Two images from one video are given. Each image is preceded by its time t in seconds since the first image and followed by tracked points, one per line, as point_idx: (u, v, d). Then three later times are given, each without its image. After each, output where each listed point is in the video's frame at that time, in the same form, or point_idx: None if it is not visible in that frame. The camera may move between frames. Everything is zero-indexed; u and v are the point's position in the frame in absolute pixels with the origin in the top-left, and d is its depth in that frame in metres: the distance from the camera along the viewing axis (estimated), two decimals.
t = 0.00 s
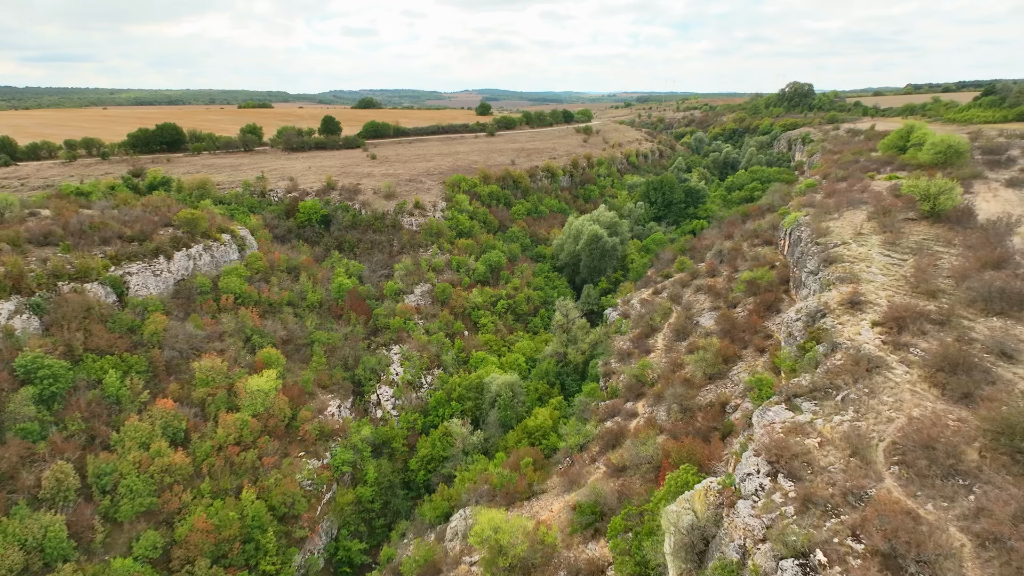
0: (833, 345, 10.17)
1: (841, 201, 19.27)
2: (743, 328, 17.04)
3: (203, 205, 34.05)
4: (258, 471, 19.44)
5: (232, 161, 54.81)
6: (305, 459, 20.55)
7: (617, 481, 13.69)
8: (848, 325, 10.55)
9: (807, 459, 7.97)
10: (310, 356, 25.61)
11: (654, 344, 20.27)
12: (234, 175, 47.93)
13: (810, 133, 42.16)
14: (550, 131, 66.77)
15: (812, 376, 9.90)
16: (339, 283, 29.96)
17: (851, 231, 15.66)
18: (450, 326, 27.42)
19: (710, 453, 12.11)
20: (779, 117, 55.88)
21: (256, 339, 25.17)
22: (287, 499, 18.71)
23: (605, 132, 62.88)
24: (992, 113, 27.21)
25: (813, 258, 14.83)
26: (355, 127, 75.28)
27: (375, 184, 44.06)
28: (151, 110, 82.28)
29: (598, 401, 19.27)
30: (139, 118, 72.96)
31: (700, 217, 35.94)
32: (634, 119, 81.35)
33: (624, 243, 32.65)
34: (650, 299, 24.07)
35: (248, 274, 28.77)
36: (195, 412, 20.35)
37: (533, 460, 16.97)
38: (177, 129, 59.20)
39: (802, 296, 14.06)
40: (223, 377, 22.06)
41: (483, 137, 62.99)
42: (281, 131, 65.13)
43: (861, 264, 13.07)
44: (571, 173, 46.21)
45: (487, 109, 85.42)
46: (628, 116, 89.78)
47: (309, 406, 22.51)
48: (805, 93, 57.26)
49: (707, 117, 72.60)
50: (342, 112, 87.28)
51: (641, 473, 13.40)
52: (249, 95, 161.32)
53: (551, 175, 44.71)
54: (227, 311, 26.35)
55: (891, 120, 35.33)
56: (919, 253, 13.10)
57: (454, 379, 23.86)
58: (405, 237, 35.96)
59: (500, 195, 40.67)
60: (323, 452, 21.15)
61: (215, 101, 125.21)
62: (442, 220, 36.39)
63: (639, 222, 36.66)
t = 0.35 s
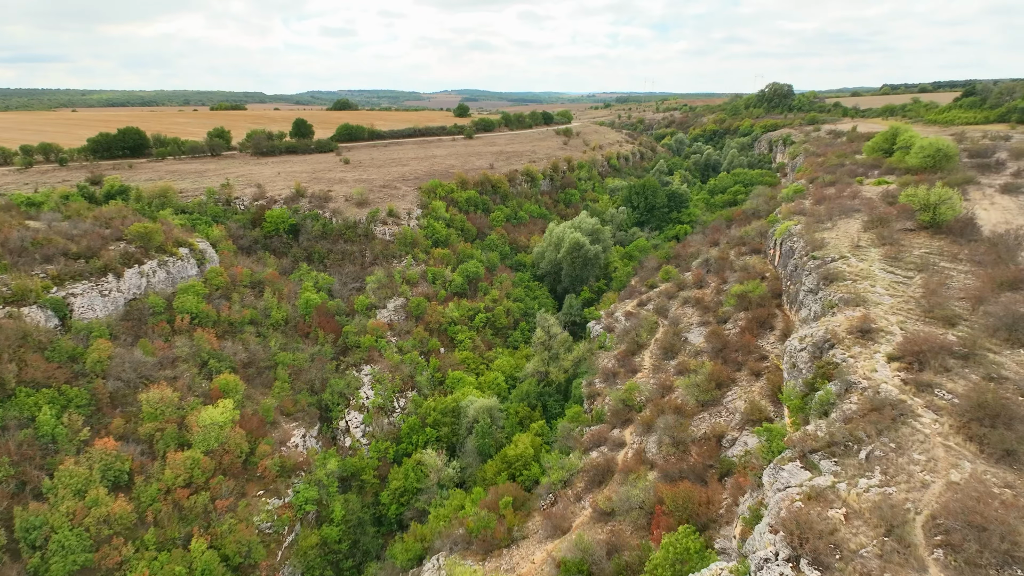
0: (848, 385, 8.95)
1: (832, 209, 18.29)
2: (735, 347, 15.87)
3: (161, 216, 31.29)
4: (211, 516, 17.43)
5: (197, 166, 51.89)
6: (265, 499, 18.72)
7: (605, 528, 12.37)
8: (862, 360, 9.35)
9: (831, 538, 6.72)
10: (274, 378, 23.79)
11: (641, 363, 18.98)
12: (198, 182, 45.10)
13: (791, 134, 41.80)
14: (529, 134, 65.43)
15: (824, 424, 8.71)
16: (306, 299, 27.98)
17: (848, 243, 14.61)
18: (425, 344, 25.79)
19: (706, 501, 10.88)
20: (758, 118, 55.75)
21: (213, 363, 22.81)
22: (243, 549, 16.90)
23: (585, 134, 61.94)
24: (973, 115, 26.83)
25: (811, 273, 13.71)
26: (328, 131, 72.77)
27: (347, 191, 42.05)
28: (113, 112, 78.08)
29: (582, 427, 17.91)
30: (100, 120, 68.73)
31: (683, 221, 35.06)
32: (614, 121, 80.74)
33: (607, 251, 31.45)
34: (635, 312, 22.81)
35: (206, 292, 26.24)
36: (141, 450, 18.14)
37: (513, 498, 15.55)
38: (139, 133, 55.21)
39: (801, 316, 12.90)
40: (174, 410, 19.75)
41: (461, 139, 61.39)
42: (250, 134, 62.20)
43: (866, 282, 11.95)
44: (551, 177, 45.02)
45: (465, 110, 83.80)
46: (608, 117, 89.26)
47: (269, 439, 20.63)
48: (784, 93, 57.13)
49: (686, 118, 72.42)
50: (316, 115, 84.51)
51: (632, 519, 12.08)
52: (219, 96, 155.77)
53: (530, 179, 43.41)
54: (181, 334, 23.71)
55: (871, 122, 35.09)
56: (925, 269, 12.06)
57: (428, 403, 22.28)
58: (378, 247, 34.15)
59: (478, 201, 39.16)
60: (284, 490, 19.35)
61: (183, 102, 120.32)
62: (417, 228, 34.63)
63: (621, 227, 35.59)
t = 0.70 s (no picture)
0: (866, 435, 7.75)
1: (821, 217, 17.34)
2: (724, 369, 14.65)
3: (112, 228, 28.22)
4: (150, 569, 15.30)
5: (157, 172, 48.42)
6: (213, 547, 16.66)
7: None
8: (878, 402, 8.17)
9: None
10: (229, 407, 21.60)
11: (625, 385, 17.60)
12: (154, 190, 41.66)
13: (768, 135, 41.54)
14: (505, 136, 63.99)
15: (841, 484, 7.46)
16: (267, 316, 25.84)
17: (842, 256, 13.59)
18: (394, 363, 23.98)
19: (703, 558, 9.50)
20: (734, 119, 55.68)
21: (160, 393, 19.99)
22: None
23: (562, 136, 60.91)
24: (950, 116, 26.64)
25: (806, 292, 12.61)
26: (297, 133, 69.84)
27: (313, 199, 39.85)
28: (63, 112, 73.13)
29: (563, 457, 16.51)
30: (49, 122, 64.14)
31: (663, 226, 34.17)
32: (591, 122, 80.09)
33: (586, 258, 30.20)
34: (617, 326, 21.50)
35: (155, 312, 23.08)
36: (74, 497, 15.62)
37: (488, 544, 14.11)
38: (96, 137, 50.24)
39: (797, 340, 11.76)
40: (113, 450, 17.09)
41: (435, 142, 59.59)
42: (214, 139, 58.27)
43: (868, 304, 10.87)
44: (528, 180, 43.69)
45: (439, 112, 81.88)
46: (585, 118, 88.60)
47: (222, 476, 18.57)
48: (760, 94, 57.07)
49: (663, 119, 72.13)
50: (284, 117, 81.24)
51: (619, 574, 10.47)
52: (182, 97, 149.04)
53: (506, 183, 41.98)
54: (126, 361, 20.68)
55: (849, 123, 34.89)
56: (930, 288, 11.06)
57: (397, 431, 20.58)
58: (345, 258, 32.12)
59: (452, 207, 37.49)
60: (236, 535, 17.33)
61: (144, 104, 114.34)
62: (387, 237, 32.72)
63: (600, 233, 34.47)
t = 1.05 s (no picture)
0: (894, 502, 6.55)
1: (809, 226, 16.43)
2: (713, 395, 13.43)
3: (53, 242, 25.02)
4: None
5: (111, 178, 44.66)
6: None
7: None
8: (902, 458, 7.04)
9: None
10: (178, 441, 19.02)
11: (607, 411, 16.14)
12: (106, 199, 38.01)
13: (745, 137, 41.20)
14: (479, 138, 62.39)
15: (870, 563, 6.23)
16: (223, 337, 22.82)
17: (836, 271, 12.59)
18: (359, 386, 22.05)
19: None
20: (710, 120, 55.49)
21: (97, 429, 17.31)
22: None
23: (537, 138, 59.75)
24: (927, 117, 26.68)
25: (802, 313, 11.52)
26: (261, 136, 66.63)
27: (275, 207, 37.50)
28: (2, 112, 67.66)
29: (542, 492, 15.00)
30: None
31: (641, 231, 33.24)
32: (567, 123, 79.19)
33: (563, 267, 28.95)
34: (597, 342, 20.15)
35: (97, 336, 19.82)
36: None
37: None
38: (45, 140, 45.76)
39: (795, 369, 10.63)
40: (39, 500, 14.63)
41: (407, 145, 57.66)
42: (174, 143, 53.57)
43: (872, 330, 9.82)
44: (503, 185, 42.28)
45: (412, 113, 79.73)
46: (561, 119, 87.71)
47: (165, 524, 16.29)
48: (735, 95, 56.88)
49: (639, 120, 71.74)
50: (247, 119, 77.55)
51: None
52: (134, 97, 139.33)
53: (481, 188, 40.48)
54: (59, 394, 17.68)
55: (825, 124, 34.71)
56: (936, 309, 10.09)
57: (362, 464, 18.82)
58: (308, 271, 29.91)
59: (424, 214, 35.74)
60: None
61: (97, 105, 106.35)
62: (354, 248, 30.72)
63: (578, 239, 33.35)
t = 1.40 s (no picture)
0: None
1: (798, 237, 15.52)
2: (705, 427, 12.24)
3: None
4: None
5: (61, 186, 41.24)
6: None
7: None
8: (938, 536, 5.98)
9: None
10: (119, 484, 16.49)
11: (589, 441, 14.67)
12: (53, 210, 34.77)
13: (722, 139, 40.77)
14: (453, 141, 60.74)
15: None
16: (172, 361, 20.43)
17: (833, 289, 11.60)
18: (322, 414, 20.04)
19: None
20: (686, 121, 55.17)
21: (26, 475, 14.76)
22: None
23: (513, 141, 58.52)
24: (905, 118, 26.76)
25: (801, 339, 10.45)
26: (224, 140, 63.36)
27: (236, 217, 35.18)
28: None
29: (520, 535, 13.39)
30: None
31: (620, 238, 32.27)
32: (544, 125, 78.16)
33: (540, 278, 27.69)
34: (577, 361, 18.76)
35: (29, 367, 17.42)
36: None
37: None
38: None
39: (797, 405, 9.54)
40: None
41: (379, 149, 55.67)
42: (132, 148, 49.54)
43: (882, 363, 8.78)
44: (478, 190, 40.83)
45: (383, 115, 77.42)
46: (538, 120, 86.64)
47: None
48: (711, 96, 56.66)
49: (616, 121, 71.24)
50: (210, 122, 73.77)
51: None
52: (88, 96, 132.17)
53: (455, 194, 38.94)
54: None
55: (803, 126, 34.50)
56: (949, 336, 9.14)
57: (323, 504, 17.06)
58: (268, 287, 27.47)
59: (395, 222, 33.98)
60: None
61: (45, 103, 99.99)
62: (318, 261, 28.50)
63: (555, 247, 32.19)
